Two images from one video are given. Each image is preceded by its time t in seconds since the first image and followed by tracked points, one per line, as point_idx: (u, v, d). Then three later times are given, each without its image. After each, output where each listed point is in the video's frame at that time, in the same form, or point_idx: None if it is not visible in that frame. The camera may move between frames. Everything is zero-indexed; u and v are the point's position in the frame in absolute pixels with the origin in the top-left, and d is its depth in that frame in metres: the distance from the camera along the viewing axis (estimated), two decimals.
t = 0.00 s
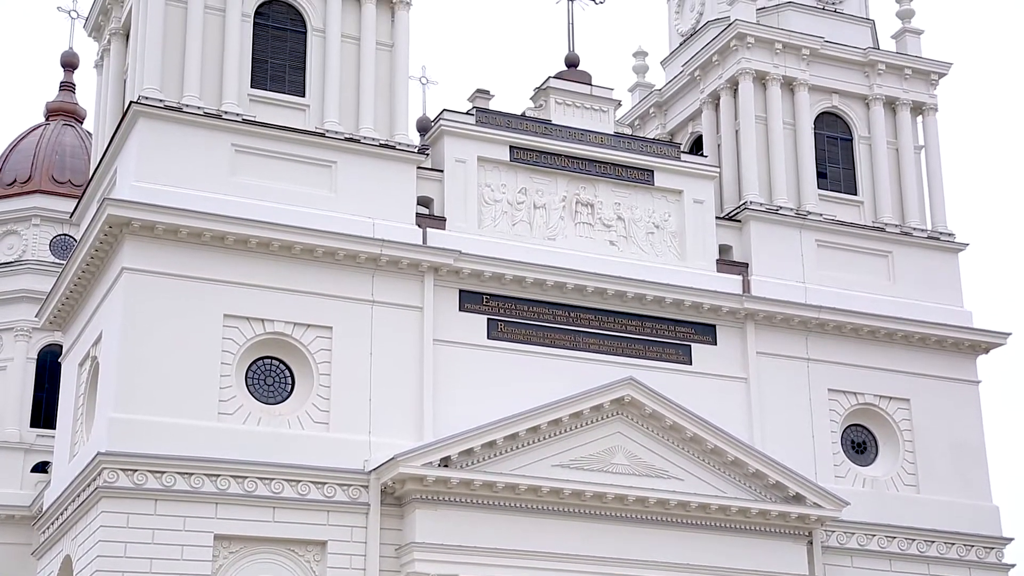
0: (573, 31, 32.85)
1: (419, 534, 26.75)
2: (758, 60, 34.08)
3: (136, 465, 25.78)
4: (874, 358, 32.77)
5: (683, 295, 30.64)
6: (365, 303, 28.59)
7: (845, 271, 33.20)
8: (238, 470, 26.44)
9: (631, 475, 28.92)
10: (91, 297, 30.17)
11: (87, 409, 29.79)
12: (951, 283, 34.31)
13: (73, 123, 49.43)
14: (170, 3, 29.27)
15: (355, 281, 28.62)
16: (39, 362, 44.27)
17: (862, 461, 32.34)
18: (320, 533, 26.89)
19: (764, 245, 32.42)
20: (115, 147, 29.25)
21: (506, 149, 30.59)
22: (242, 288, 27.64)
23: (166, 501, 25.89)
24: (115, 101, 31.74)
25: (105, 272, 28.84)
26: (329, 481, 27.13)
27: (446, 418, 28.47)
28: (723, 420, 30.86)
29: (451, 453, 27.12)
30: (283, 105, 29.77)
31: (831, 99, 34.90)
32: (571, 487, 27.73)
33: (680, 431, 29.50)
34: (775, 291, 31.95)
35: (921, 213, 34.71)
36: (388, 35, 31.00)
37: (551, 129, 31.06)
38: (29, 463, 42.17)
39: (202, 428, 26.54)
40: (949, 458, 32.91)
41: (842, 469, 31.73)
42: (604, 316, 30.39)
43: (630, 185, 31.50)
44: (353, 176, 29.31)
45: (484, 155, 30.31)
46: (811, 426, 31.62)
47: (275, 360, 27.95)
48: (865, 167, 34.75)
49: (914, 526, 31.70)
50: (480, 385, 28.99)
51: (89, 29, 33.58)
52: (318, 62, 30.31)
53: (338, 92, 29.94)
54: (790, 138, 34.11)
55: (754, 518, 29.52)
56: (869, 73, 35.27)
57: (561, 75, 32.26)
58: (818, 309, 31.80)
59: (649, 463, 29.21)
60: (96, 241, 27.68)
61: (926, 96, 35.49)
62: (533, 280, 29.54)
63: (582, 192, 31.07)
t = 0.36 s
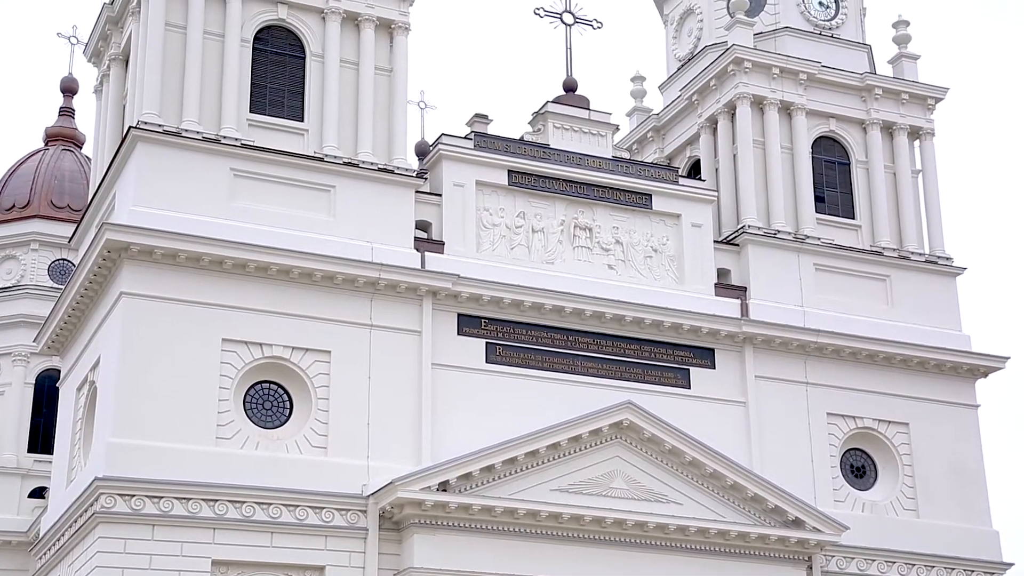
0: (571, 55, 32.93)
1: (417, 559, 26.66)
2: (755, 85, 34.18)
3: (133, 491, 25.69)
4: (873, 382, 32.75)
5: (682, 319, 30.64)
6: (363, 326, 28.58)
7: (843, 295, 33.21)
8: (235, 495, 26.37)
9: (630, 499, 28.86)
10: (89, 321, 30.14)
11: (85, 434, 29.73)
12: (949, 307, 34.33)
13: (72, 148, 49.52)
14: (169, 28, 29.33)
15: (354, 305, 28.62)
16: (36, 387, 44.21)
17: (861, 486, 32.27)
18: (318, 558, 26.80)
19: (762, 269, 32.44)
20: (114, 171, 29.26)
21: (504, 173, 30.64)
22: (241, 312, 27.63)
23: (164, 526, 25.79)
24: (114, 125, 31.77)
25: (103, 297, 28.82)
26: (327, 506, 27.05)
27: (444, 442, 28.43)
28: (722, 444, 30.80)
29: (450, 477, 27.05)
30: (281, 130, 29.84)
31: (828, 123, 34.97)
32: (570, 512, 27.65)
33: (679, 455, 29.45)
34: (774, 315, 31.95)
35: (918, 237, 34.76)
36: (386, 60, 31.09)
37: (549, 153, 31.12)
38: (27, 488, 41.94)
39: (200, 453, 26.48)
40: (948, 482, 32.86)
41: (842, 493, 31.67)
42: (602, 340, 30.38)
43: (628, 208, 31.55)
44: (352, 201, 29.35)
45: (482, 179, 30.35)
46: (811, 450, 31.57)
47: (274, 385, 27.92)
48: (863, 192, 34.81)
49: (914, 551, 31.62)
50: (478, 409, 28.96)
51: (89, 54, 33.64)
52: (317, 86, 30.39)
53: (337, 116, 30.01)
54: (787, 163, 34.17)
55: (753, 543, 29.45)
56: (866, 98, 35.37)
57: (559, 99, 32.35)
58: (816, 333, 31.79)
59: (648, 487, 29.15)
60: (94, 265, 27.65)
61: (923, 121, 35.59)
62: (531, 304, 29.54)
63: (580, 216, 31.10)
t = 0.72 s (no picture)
0: (575, 83, 33.03)
1: None
2: (758, 113, 34.26)
3: (136, 518, 25.61)
4: (878, 409, 32.69)
5: (686, 346, 30.62)
6: (367, 353, 28.56)
7: (847, 322, 33.19)
8: (238, 522, 26.28)
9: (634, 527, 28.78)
10: (93, 348, 30.14)
11: (88, 461, 29.69)
12: (953, 334, 34.30)
13: (78, 176, 49.67)
14: (175, 56, 29.40)
15: (358, 332, 28.61)
16: (40, 414, 44.13)
17: (867, 513, 32.15)
18: None
19: (766, 296, 32.43)
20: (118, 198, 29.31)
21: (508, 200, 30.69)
22: (245, 339, 27.63)
23: (166, 554, 25.72)
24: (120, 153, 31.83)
25: (107, 324, 28.83)
26: (330, 533, 26.94)
27: (448, 469, 28.37)
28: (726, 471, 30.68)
29: (453, 504, 26.97)
30: (287, 157, 29.90)
31: (831, 151, 35.04)
32: (574, 540, 27.54)
33: (683, 482, 29.37)
34: (778, 342, 31.92)
35: (922, 265, 34.77)
36: (391, 86, 31.19)
37: (553, 180, 31.18)
38: (30, 516, 42.04)
39: (203, 480, 26.42)
40: (954, 511, 32.74)
41: (847, 521, 31.54)
42: (606, 367, 30.35)
43: (631, 235, 31.59)
44: (356, 227, 29.39)
45: (486, 206, 30.40)
46: (815, 478, 31.48)
47: (277, 412, 27.89)
48: (866, 219, 34.83)
49: None
50: (482, 436, 28.91)
51: (95, 83, 33.76)
52: (321, 113, 30.48)
53: (342, 143, 30.09)
54: (791, 190, 34.21)
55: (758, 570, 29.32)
56: (869, 125, 35.45)
57: (563, 126, 32.44)
58: (820, 360, 31.75)
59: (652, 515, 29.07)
60: (99, 292, 27.65)
61: (926, 149, 35.67)
62: (535, 331, 29.53)
63: (584, 243, 31.13)
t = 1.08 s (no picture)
0: (577, 110, 33.15)
1: None
2: (760, 139, 34.35)
3: (138, 546, 25.38)
4: (881, 436, 32.61)
5: (689, 372, 30.60)
6: (369, 380, 28.52)
7: (850, 348, 33.16)
8: (240, 550, 26.08)
9: (637, 553, 28.72)
10: (95, 375, 30.11)
11: (90, 488, 29.62)
12: (956, 360, 34.27)
13: (82, 203, 49.78)
14: (179, 84, 29.46)
15: (360, 359, 28.58)
16: (42, 442, 44.07)
17: (871, 540, 32.03)
18: None
19: (768, 323, 32.41)
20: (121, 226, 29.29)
21: (510, 226, 30.73)
22: (247, 365, 27.57)
23: None
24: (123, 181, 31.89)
25: (110, 351, 28.78)
26: (332, 560, 26.74)
27: (450, 495, 28.30)
28: (729, 498, 30.53)
29: (456, 531, 26.85)
30: (290, 184, 29.90)
31: (833, 177, 35.09)
32: (577, 567, 27.43)
33: (686, 509, 29.25)
34: (780, 368, 31.90)
35: (925, 291, 34.76)
36: (394, 114, 31.20)
37: (555, 207, 31.23)
38: (31, 545, 42.26)
39: (204, 508, 26.31)
40: (958, 538, 32.62)
41: (851, 548, 31.41)
42: (609, 394, 30.31)
43: (633, 262, 31.63)
44: (359, 254, 29.39)
45: (489, 232, 30.43)
46: (819, 505, 31.37)
47: (279, 439, 27.81)
48: (868, 246, 34.85)
49: None
50: (483, 463, 28.81)
51: (99, 110, 33.86)
52: (325, 140, 30.52)
53: (344, 170, 30.13)
54: (793, 217, 34.26)
55: None
56: (871, 152, 35.51)
57: (565, 153, 32.50)
58: (823, 386, 31.71)
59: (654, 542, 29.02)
60: (101, 319, 27.62)
61: (927, 175, 35.74)
62: (537, 357, 29.52)
63: (586, 269, 31.15)
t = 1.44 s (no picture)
0: (579, 136, 33.22)
1: None
2: (762, 165, 34.41)
3: (140, 573, 25.15)
4: (885, 462, 32.50)
5: (692, 397, 30.53)
6: (373, 405, 28.40)
7: (853, 374, 33.10)
8: None
9: None
10: (98, 400, 30.02)
11: (92, 514, 29.49)
12: (960, 386, 34.20)
13: (85, 229, 49.85)
14: (182, 110, 29.49)
15: (363, 384, 28.47)
16: (44, 468, 44.04)
17: (876, 567, 31.88)
18: None
19: (771, 348, 32.37)
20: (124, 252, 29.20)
21: (513, 251, 30.74)
22: (250, 391, 27.44)
23: None
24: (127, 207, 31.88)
25: (113, 376, 28.66)
26: None
27: (453, 521, 28.16)
28: (733, 525, 30.39)
29: (459, 558, 26.72)
30: (293, 210, 29.92)
31: (835, 203, 35.12)
32: None
33: (690, 535, 29.14)
34: (783, 394, 31.84)
35: (928, 316, 34.75)
36: (397, 140, 31.26)
37: (557, 232, 31.27)
38: (32, 571, 42.45)
39: (207, 534, 26.11)
40: (963, 564, 32.48)
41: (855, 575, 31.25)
42: (611, 419, 30.24)
43: (636, 287, 31.63)
44: (362, 280, 29.35)
45: (491, 257, 30.44)
46: (823, 531, 31.24)
47: (281, 464, 27.66)
48: (871, 271, 34.86)
49: None
50: (486, 489, 28.69)
51: (103, 136, 33.93)
52: (328, 166, 30.56)
53: (347, 196, 30.17)
54: (795, 242, 34.30)
55: None
56: (873, 178, 35.56)
57: (568, 178, 32.60)
58: (827, 411, 31.63)
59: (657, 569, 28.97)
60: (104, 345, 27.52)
61: (929, 201, 35.78)
62: (541, 382, 29.46)
63: (589, 295, 31.16)
